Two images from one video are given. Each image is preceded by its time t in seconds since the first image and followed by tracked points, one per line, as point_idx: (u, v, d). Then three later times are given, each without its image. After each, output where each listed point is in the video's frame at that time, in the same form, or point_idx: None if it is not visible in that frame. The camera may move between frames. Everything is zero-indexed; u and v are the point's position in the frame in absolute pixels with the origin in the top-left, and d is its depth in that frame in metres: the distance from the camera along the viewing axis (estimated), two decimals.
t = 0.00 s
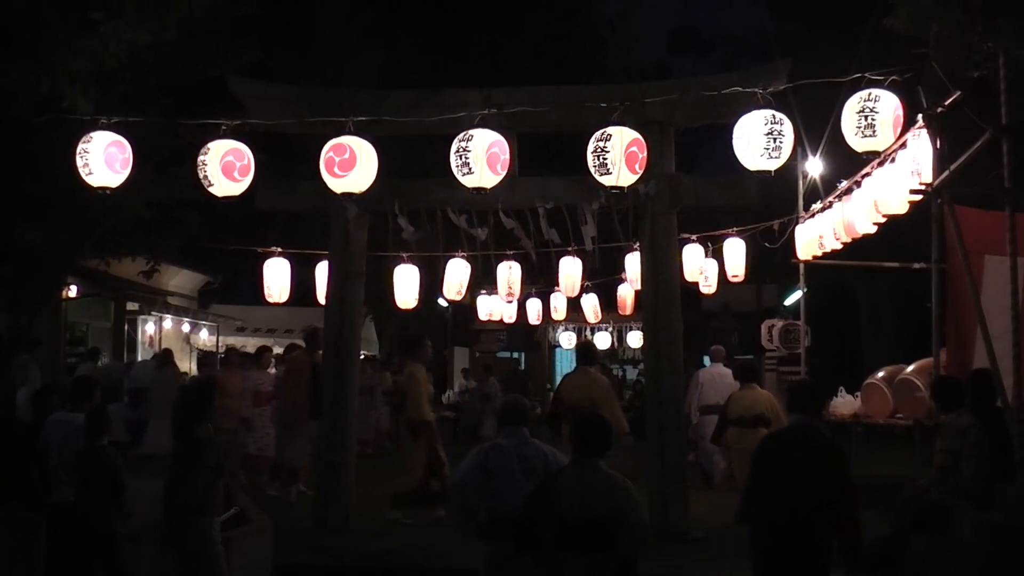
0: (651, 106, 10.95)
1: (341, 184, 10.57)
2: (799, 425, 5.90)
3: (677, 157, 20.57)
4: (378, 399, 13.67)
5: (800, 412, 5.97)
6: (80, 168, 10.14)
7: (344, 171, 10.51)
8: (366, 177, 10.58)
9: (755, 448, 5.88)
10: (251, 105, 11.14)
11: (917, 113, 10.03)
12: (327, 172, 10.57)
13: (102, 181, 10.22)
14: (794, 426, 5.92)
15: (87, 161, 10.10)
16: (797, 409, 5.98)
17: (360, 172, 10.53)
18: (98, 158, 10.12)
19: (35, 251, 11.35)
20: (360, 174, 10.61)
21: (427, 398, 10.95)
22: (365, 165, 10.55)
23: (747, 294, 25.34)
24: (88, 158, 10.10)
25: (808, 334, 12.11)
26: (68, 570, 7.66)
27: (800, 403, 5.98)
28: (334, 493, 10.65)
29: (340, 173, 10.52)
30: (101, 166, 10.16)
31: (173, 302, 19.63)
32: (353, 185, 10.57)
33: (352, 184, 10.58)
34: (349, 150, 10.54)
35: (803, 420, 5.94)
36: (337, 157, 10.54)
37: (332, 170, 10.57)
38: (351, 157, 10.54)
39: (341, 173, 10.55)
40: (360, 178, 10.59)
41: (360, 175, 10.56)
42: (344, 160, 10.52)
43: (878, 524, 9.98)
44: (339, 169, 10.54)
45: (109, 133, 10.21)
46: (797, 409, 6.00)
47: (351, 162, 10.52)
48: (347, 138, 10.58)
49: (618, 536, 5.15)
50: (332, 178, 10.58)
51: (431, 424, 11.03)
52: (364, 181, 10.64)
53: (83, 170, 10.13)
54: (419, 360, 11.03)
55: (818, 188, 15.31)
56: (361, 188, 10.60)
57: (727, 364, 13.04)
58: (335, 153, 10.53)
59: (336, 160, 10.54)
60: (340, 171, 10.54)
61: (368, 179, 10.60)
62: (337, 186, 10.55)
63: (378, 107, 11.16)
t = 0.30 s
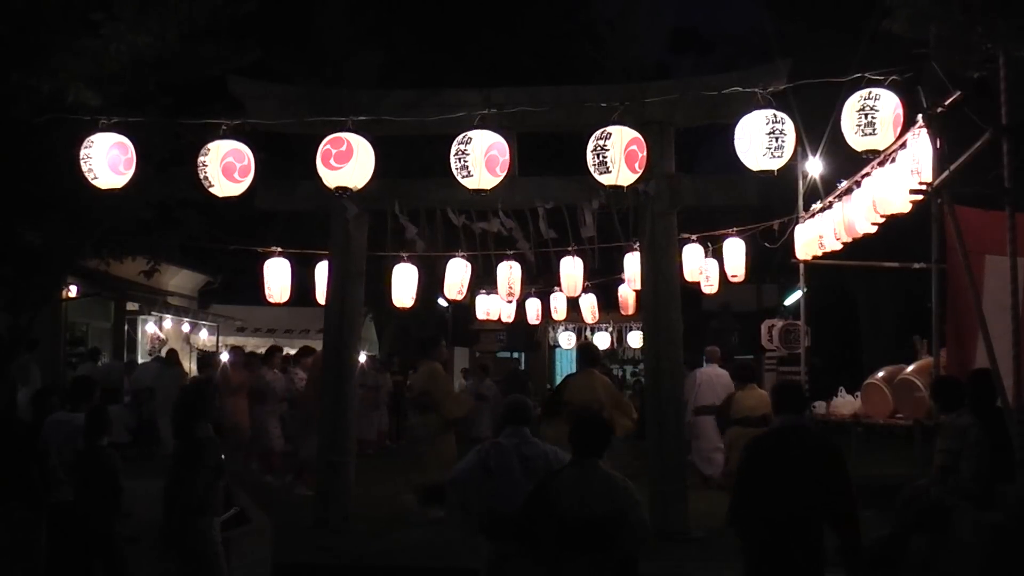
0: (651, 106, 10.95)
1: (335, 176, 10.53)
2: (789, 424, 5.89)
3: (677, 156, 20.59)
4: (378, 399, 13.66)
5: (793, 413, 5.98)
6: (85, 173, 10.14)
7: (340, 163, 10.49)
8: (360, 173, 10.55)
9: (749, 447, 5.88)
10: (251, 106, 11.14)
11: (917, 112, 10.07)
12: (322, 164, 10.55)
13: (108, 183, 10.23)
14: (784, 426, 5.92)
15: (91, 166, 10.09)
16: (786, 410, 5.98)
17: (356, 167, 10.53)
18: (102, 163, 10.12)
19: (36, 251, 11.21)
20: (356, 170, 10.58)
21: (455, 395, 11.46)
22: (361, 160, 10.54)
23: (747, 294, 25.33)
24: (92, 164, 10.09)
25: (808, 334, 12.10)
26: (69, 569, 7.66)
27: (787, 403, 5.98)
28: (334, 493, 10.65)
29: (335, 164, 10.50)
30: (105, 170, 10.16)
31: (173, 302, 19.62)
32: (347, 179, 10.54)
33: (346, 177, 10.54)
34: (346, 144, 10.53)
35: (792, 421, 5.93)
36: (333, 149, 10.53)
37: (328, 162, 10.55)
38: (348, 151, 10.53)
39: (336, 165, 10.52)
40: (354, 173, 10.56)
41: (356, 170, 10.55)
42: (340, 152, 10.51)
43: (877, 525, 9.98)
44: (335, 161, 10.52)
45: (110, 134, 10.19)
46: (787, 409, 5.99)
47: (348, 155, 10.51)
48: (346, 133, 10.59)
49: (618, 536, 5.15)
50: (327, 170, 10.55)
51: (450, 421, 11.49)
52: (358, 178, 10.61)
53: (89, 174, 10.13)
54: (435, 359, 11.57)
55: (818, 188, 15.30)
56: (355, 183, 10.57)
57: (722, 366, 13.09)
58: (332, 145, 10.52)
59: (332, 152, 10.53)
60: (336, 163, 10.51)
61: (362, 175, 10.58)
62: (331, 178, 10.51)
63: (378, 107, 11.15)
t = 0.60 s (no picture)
0: (651, 106, 10.98)
1: (338, 185, 10.57)
2: (785, 424, 5.91)
3: (677, 156, 20.58)
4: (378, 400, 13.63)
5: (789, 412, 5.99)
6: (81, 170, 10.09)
7: (341, 172, 10.49)
8: (362, 179, 10.55)
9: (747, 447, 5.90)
10: (251, 106, 11.14)
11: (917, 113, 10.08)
12: (324, 172, 10.57)
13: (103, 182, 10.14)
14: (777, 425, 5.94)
15: (88, 163, 10.03)
16: (779, 409, 5.99)
17: (356, 173, 10.52)
18: (98, 160, 10.05)
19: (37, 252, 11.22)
20: (358, 175, 10.58)
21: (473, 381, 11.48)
22: (361, 166, 10.52)
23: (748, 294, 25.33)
24: (88, 160, 10.04)
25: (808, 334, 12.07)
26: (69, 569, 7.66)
27: (776, 400, 5.99)
28: (335, 493, 10.63)
29: (337, 173, 10.51)
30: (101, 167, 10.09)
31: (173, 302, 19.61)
32: (349, 186, 10.56)
33: (349, 184, 10.56)
34: (346, 151, 10.51)
35: (785, 419, 5.95)
36: (334, 157, 10.52)
37: (330, 170, 10.56)
38: (349, 158, 10.51)
39: (338, 174, 10.54)
40: (357, 179, 10.56)
41: (356, 177, 10.54)
42: (341, 161, 10.50)
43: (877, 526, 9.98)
44: (336, 170, 10.53)
45: (109, 133, 10.12)
46: (779, 408, 5.99)
47: (349, 163, 10.50)
48: (344, 139, 10.54)
49: (619, 536, 5.13)
50: (329, 179, 10.58)
51: (468, 414, 11.45)
52: (361, 182, 10.62)
53: (84, 171, 10.07)
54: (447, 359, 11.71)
55: (818, 188, 15.28)
56: (358, 189, 10.59)
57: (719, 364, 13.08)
58: (332, 153, 10.51)
59: (333, 161, 10.53)
60: (337, 172, 10.52)
61: (365, 180, 10.57)
62: (335, 187, 10.55)
63: (378, 107, 11.14)
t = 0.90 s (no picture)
0: (652, 105, 10.87)
1: (343, 191, 10.44)
2: (783, 426, 5.90)
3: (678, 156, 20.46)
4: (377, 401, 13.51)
5: (789, 412, 5.98)
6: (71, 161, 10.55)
7: (344, 178, 10.34)
8: (366, 182, 10.41)
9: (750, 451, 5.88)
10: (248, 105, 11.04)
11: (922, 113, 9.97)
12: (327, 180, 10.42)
13: (89, 176, 10.60)
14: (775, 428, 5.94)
15: (78, 155, 10.51)
16: (777, 410, 5.99)
17: (359, 178, 10.38)
18: (90, 153, 10.60)
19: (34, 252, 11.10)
20: (361, 179, 10.44)
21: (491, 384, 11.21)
22: (364, 170, 10.37)
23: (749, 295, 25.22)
24: (80, 151, 10.55)
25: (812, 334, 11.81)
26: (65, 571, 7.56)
27: (775, 400, 5.99)
28: (334, 495, 10.50)
29: (340, 181, 10.36)
30: (91, 161, 10.60)
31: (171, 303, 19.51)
32: (352, 191, 10.43)
33: (354, 190, 10.43)
34: (348, 158, 10.36)
35: (784, 419, 5.96)
36: (336, 164, 10.37)
37: (333, 177, 10.41)
38: (350, 164, 10.36)
39: (341, 180, 10.39)
40: (360, 183, 10.43)
41: (359, 182, 10.40)
42: (344, 167, 10.35)
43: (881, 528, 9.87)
44: (339, 176, 10.38)
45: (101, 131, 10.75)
46: (777, 408, 5.99)
47: (351, 169, 10.36)
48: (344, 144, 10.36)
49: (621, 539, 4.99)
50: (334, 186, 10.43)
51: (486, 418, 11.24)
52: (365, 185, 10.49)
53: (73, 164, 10.53)
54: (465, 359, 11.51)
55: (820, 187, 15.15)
56: (361, 192, 10.46)
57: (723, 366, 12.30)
58: (334, 161, 10.35)
59: (336, 168, 10.38)
60: (340, 179, 10.37)
61: (368, 182, 10.44)
62: (340, 194, 10.42)
63: (377, 106, 11.01)
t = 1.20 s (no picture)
0: (656, 99, 10.56)
1: (333, 185, 10.14)
2: (799, 432, 5.99)
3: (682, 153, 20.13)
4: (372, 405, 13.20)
5: (807, 417, 6.07)
6: (62, 160, 9.76)
7: (336, 173, 10.05)
8: (357, 179, 10.12)
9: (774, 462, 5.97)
10: (241, 100, 10.72)
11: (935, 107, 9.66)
12: (319, 172, 10.14)
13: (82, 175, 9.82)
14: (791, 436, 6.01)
15: (70, 154, 9.71)
16: (794, 417, 6.07)
17: (351, 174, 10.09)
18: (82, 151, 9.75)
19: (23, 252, 10.78)
20: (353, 175, 10.15)
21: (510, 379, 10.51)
22: (358, 166, 10.09)
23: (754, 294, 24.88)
24: (71, 150, 9.72)
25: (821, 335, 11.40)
26: None
27: (791, 404, 6.09)
28: (329, 500, 10.22)
29: (331, 175, 10.08)
30: (83, 160, 9.77)
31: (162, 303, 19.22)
32: (343, 187, 10.13)
33: (345, 185, 10.13)
34: (341, 152, 10.07)
35: (800, 426, 6.03)
36: (329, 157, 10.07)
37: (324, 171, 10.12)
38: (344, 158, 10.07)
39: (333, 174, 10.10)
40: (352, 180, 10.14)
41: (351, 178, 10.11)
42: (336, 162, 10.06)
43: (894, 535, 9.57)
44: (331, 170, 10.09)
45: (93, 125, 9.86)
46: (794, 414, 6.07)
47: (344, 164, 10.06)
48: (339, 138, 10.07)
49: (624, 545, 4.70)
50: (325, 179, 10.16)
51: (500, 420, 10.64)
52: (356, 182, 10.19)
53: (65, 163, 9.74)
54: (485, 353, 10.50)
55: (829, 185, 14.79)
56: (352, 189, 10.16)
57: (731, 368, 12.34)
58: (327, 153, 10.06)
59: (328, 161, 10.08)
60: (331, 173, 10.08)
61: (361, 179, 10.15)
62: (330, 188, 10.12)
63: (374, 101, 10.65)
